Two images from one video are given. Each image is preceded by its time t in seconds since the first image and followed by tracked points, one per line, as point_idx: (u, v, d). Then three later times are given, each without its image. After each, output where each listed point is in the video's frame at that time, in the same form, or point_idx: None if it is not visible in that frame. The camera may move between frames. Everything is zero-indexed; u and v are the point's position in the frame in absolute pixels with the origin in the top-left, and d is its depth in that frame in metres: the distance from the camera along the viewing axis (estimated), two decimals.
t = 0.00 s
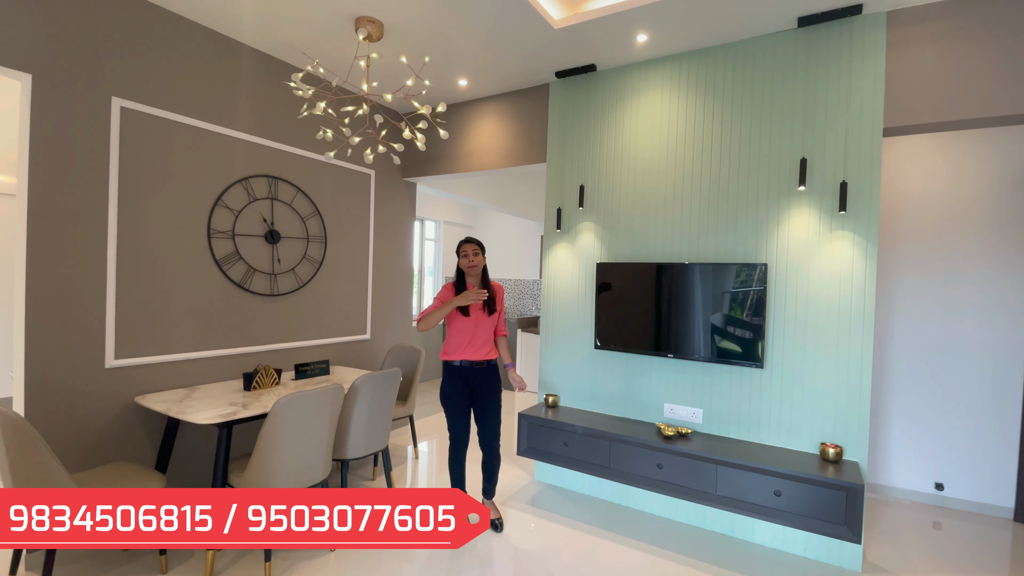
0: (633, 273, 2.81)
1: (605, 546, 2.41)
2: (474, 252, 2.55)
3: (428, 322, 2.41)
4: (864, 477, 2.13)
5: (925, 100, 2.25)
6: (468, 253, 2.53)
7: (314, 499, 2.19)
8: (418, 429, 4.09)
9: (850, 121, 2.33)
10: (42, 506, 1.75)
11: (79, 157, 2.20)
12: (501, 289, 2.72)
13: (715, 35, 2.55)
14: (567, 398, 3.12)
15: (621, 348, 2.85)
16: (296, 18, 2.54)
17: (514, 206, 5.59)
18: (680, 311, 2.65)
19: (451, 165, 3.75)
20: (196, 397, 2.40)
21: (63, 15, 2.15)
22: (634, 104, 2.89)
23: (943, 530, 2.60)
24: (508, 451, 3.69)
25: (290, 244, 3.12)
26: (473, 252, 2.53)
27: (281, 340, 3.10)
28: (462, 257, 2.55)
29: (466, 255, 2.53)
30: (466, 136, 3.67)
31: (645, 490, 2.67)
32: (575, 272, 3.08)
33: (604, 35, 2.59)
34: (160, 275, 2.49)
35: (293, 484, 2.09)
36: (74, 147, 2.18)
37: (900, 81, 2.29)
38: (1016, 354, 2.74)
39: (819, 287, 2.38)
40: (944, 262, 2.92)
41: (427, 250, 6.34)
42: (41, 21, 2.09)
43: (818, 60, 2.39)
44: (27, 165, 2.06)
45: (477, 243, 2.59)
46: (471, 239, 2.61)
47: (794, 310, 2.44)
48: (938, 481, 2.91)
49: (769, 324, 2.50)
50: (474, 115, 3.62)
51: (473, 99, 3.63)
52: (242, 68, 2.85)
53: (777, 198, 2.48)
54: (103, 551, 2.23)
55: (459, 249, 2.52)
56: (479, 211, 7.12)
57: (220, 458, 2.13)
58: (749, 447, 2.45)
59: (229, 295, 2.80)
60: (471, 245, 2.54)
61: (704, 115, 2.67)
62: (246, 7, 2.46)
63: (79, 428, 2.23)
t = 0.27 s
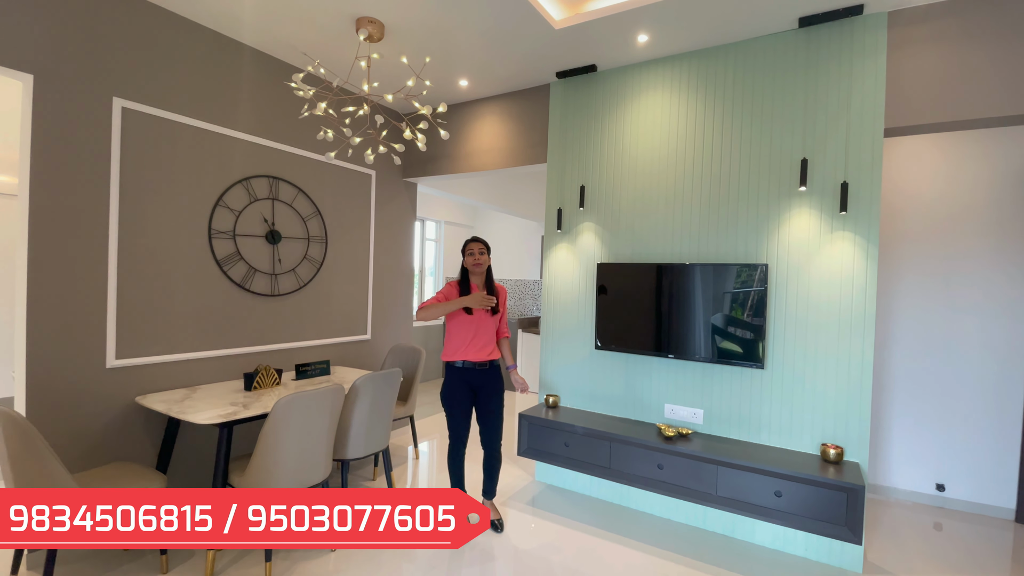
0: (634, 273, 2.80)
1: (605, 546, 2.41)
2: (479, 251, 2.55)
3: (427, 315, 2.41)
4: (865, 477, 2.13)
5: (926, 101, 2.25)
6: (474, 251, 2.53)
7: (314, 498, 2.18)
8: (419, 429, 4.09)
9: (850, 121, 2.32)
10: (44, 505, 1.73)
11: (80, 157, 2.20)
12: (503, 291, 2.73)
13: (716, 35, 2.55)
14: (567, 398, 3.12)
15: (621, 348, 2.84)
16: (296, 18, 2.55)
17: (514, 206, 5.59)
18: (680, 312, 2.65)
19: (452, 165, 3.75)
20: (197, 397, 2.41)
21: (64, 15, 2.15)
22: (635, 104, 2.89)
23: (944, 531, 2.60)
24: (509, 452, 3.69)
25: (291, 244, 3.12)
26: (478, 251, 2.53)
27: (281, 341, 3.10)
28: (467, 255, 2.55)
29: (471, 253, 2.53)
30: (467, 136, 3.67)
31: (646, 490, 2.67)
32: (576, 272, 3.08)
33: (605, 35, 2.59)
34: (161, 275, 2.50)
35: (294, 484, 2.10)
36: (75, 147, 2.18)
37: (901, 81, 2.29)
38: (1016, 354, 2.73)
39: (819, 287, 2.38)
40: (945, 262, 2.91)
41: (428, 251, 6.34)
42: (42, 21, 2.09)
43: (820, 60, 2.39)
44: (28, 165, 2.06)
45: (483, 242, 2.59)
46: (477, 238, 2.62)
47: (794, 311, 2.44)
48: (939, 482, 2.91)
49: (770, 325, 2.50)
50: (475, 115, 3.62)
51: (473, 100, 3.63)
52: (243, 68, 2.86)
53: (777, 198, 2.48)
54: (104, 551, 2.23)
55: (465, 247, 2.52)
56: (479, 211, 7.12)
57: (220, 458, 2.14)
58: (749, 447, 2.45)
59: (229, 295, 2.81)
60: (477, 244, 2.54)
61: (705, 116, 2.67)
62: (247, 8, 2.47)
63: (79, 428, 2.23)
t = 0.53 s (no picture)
0: (635, 273, 2.80)
1: (606, 547, 2.41)
2: (485, 251, 2.57)
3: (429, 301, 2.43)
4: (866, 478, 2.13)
5: (927, 101, 2.25)
6: (480, 251, 2.54)
7: (314, 498, 2.18)
8: (419, 429, 4.09)
9: (851, 122, 2.32)
10: (43, 505, 1.75)
11: (81, 157, 2.20)
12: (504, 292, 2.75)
13: (716, 35, 2.54)
14: (568, 399, 3.12)
15: (622, 349, 2.84)
16: (297, 18, 2.55)
17: (515, 206, 5.59)
18: (681, 312, 2.65)
19: (453, 165, 3.75)
20: (198, 397, 2.41)
21: (65, 16, 2.16)
22: (636, 105, 2.89)
23: (945, 531, 2.60)
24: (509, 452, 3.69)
25: (292, 244, 3.12)
26: (484, 251, 2.55)
27: (282, 341, 3.11)
28: (473, 255, 2.55)
29: (478, 253, 2.54)
30: (467, 136, 3.67)
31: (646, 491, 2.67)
32: (577, 272, 3.08)
33: (605, 35, 2.59)
34: (161, 275, 2.50)
35: (295, 484, 2.10)
36: (76, 147, 2.19)
37: (902, 81, 2.29)
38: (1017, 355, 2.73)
39: (821, 288, 2.37)
40: (946, 262, 2.91)
41: (429, 251, 6.34)
42: (43, 21, 2.10)
43: (821, 60, 2.39)
44: (29, 165, 2.06)
45: (489, 243, 2.61)
46: (482, 238, 2.63)
47: (795, 311, 2.44)
48: (940, 482, 2.90)
49: (771, 325, 2.50)
50: (476, 115, 3.62)
51: (474, 100, 3.63)
52: (243, 69, 2.86)
53: (779, 199, 2.48)
54: (105, 551, 2.23)
55: (472, 247, 2.53)
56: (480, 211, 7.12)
57: (221, 458, 2.14)
58: (750, 448, 2.45)
59: (230, 295, 2.81)
60: (484, 244, 2.56)
61: (706, 116, 2.67)
62: (248, 8, 2.47)
63: (80, 428, 2.23)
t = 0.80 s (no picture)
0: (636, 273, 2.80)
1: (607, 547, 2.41)
2: (486, 252, 2.56)
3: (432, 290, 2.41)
4: (867, 478, 2.13)
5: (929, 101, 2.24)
6: (481, 252, 2.53)
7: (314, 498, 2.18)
8: (420, 428, 4.09)
9: (853, 121, 2.32)
10: (43, 505, 1.76)
11: (83, 157, 2.20)
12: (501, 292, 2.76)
13: (718, 34, 2.54)
14: (569, 398, 3.12)
15: (623, 349, 2.84)
16: (298, 18, 2.55)
17: (516, 206, 5.59)
18: (682, 311, 2.65)
19: (454, 165, 3.75)
20: (199, 397, 2.41)
21: (66, 16, 2.16)
22: (637, 104, 2.88)
23: (947, 532, 2.59)
24: (511, 452, 3.69)
25: (293, 244, 3.12)
26: (486, 252, 2.53)
27: (283, 340, 3.11)
28: (474, 255, 2.53)
29: (479, 253, 2.53)
30: (468, 136, 3.67)
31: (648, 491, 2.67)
32: (578, 272, 3.07)
33: (606, 34, 2.59)
34: (163, 275, 2.50)
35: (296, 484, 2.10)
36: (77, 147, 2.19)
37: (904, 81, 2.28)
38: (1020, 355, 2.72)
39: (823, 288, 2.37)
40: (948, 262, 2.90)
41: (430, 250, 6.34)
42: (44, 21, 2.10)
43: (822, 60, 2.38)
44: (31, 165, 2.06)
45: (489, 244, 2.59)
46: (483, 238, 2.61)
47: (797, 311, 2.44)
48: (942, 482, 2.90)
49: (772, 325, 2.49)
50: (477, 115, 3.62)
51: (475, 99, 3.63)
52: (245, 68, 2.86)
53: (780, 198, 2.48)
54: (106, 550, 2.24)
55: (475, 247, 2.50)
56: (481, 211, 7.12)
57: (222, 458, 2.14)
58: (751, 448, 2.45)
59: (232, 295, 2.81)
60: (485, 245, 2.55)
61: (707, 116, 2.67)
62: (249, 8, 2.47)
63: (82, 428, 2.23)
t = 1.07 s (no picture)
0: (637, 273, 2.80)
1: (608, 546, 2.41)
2: (483, 251, 2.55)
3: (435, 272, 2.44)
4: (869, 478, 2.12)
5: (932, 100, 2.23)
6: (479, 250, 2.52)
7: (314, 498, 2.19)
8: (422, 428, 4.09)
9: (855, 120, 2.31)
10: (43, 505, 1.76)
11: (85, 156, 2.21)
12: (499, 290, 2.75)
13: (719, 33, 2.53)
14: (571, 398, 3.12)
15: (624, 348, 2.84)
16: (299, 17, 2.55)
17: (517, 205, 5.59)
18: (683, 311, 2.65)
19: (455, 164, 3.75)
20: (200, 396, 2.41)
21: (68, 15, 2.16)
22: (638, 103, 2.88)
23: (949, 531, 2.59)
24: (512, 451, 3.69)
25: (295, 243, 3.13)
26: (483, 251, 2.53)
27: (285, 339, 3.11)
28: (472, 254, 2.53)
29: (477, 252, 2.53)
30: (469, 135, 3.67)
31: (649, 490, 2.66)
32: (579, 271, 3.07)
33: (608, 33, 2.58)
34: (164, 274, 2.50)
35: (297, 483, 2.10)
36: (79, 146, 2.19)
37: (906, 80, 2.28)
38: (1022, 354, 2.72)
39: (825, 287, 2.36)
40: (951, 261, 2.89)
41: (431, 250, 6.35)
42: (46, 20, 2.10)
43: (824, 58, 2.38)
44: (33, 164, 2.07)
45: (487, 242, 2.59)
46: (480, 237, 2.60)
47: (798, 310, 2.43)
48: (944, 482, 2.89)
49: (774, 324, 2.49)
50: (479, 114, 3.62)
51: (476, 99, 3.63)
52: (246, 68, 2.86)
53: (782, 198, 2.47)
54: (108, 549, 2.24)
55: (472, 246, 2.50)
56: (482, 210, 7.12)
57: (224, 457, 2.14)
58: (753, 447, 2.44)
59: (233, 294, 2.82)
60: (483, 244, 2.54)
61: (709, 115, 2.66)
62: (250, 7, 2.47)
63: (84, 427, 2.24)
